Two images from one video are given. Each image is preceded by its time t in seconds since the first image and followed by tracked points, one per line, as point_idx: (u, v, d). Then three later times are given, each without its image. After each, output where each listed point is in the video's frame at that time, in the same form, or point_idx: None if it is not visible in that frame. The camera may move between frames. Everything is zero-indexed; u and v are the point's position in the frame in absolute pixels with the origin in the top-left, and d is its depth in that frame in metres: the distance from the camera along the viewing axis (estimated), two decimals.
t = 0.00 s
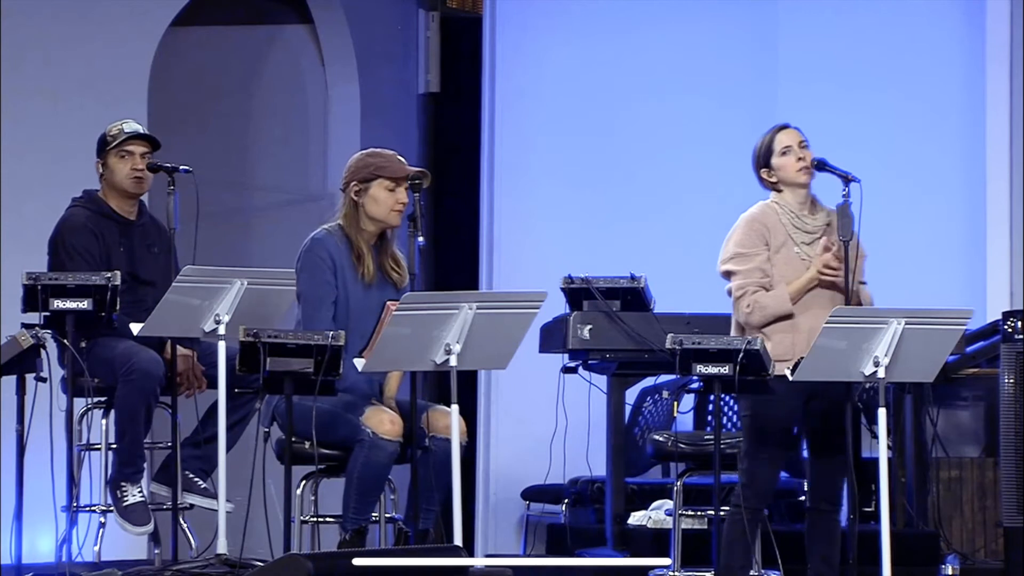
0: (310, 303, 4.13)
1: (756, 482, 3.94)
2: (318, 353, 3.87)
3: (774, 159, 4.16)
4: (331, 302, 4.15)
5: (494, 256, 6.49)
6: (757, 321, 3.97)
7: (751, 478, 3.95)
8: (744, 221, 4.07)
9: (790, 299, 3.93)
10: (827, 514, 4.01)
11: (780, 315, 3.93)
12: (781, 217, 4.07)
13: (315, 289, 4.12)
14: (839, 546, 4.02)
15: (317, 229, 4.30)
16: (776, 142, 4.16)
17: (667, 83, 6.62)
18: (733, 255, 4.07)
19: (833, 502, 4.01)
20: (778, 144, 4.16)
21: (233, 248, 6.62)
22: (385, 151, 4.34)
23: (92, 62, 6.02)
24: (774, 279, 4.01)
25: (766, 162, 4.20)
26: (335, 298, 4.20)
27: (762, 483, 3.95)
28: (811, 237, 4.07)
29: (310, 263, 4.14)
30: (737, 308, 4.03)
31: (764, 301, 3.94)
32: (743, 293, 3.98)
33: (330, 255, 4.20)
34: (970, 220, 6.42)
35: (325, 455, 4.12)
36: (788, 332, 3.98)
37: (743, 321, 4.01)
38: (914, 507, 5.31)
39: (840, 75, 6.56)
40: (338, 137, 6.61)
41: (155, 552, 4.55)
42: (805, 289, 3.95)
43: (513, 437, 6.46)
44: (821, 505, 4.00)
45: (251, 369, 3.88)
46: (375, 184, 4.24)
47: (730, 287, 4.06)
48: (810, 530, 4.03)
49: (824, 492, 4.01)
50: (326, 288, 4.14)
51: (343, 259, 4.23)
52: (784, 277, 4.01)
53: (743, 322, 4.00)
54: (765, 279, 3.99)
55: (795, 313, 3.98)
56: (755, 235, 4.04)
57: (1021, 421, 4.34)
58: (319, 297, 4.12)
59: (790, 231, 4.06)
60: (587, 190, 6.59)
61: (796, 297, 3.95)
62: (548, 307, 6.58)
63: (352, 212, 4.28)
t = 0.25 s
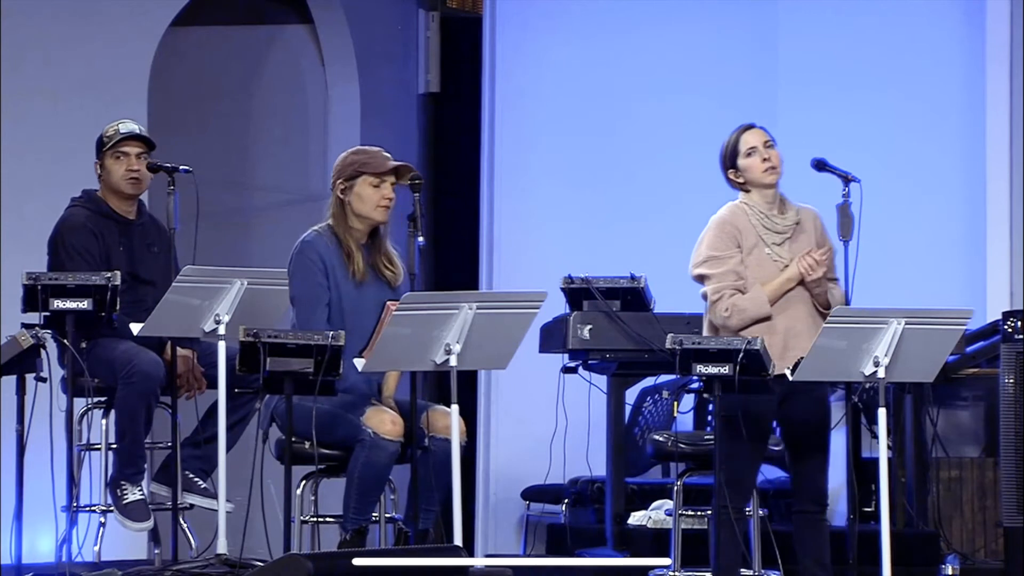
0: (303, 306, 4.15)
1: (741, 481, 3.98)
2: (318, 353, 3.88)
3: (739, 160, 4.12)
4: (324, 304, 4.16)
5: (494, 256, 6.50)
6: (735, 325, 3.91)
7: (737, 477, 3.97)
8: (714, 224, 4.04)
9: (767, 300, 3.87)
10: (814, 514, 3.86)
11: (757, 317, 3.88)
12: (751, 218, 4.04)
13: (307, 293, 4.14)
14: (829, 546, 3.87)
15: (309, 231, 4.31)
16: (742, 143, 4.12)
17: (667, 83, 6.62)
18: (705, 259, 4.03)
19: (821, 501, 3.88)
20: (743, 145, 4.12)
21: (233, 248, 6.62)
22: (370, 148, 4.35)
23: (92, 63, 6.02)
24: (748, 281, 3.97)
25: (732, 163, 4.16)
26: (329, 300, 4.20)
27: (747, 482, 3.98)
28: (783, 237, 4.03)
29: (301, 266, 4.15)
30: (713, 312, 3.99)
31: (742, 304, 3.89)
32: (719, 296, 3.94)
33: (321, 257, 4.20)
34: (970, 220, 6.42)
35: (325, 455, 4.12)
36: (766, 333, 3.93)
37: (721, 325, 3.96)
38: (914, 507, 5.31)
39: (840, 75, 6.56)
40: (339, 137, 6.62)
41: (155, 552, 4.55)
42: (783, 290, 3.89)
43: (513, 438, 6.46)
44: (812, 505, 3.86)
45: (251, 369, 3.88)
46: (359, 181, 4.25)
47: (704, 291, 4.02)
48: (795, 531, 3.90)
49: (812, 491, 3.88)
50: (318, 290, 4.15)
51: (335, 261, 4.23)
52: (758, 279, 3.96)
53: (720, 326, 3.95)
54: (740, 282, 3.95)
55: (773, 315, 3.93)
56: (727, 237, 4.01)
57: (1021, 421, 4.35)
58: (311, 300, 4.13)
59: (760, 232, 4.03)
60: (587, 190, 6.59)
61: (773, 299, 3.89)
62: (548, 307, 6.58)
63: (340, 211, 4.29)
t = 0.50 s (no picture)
0: (293, 311, 4.13)
1: (730, 483, 3.93)
2: (318, 353, 3.88)
3: (715, 163, 4.10)
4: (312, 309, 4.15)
5: (494, 256, 6.49)
6: (719, 327, 3.87)
7: (727, 479, 3.93)
8: (692, 227, 3.99)
9: (750, 302, 3.84)
10: (805, 514, 3.81)
11: (742, 319, 3.84)
12: (728, 220, 4.00)
13: (294, 298, 4.13)
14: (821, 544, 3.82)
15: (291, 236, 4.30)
16: (717, 146, 4.10)
17: (666, 82, 6.62)
18: (684, 261, 3.97)
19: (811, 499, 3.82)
20: (718, 147, 4.09)
21: (233, 248, 6.61)
22: (343, 148, 4.37)
23: (91, 63, 6.01)
24: (729, 283, 3.94)
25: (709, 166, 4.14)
26: (317, 304, 4.20)
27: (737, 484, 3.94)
28: (761, 237, 3.99)
29: (286, 273, 4.14)
30: (695, 315, 3.94)
31: (726, 307, 3.85)
32: (702, 299, 3.90)
33: (305, 262, 4.19)
34: (970, 220, 6.42)
35: (325, 455, 4.12)
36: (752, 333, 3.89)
37: (704, 327, 3.91)
38: (914, 506, 5.31)
39: (840, 75, 6.56)
40: (339, 136, 6.64)
41: (155, 552, 4.55)
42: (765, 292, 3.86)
43: (513, 438, 6.46)
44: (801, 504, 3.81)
45: (251, 369, 3.87)
46: (337, 181, 4.25)
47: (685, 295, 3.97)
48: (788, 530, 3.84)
49: (801, 489, 3.82)
50: (305, 296, 4.15)
51: (320, 265, 4.23)
52: (739, 281, 3.94)
53: (703, 329, 3.92)
54: (721, 284, 3.92)
55: (756, 316, 3.90)
56: (705, 240, 3.96)
57: (1021, 422, 4.35)
58: (299, 305, 4.13)
59: (738, 233, 3.99)
60: (587, 190, 6.59)
61: (756, 300, 3.86)
62: (548, 307, 6.58)
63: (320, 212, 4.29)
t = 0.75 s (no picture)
0: (283, 317, 4.13)
1: (728, 483, 3.91)
2: (318, 353, 3.88)
3: (703, 163, 4.06)
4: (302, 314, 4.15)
5: (494, 256, 6.50)
6: (711, 329, 3.85)
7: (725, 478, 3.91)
8: (682, 230, 3.97)
9: (741, 302, 3.81)
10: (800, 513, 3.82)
11: (734, 320, 3.81)
12: (718, 221, 3.97)
13: (283, 304, 4.12)
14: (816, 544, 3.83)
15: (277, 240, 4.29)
16: (705, 146, 4.06)
17: (666, 82, 6.62)
18: (675, 264, 3.95)
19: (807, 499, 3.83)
20: (706, 147, 4.06)
21: (233, 248, 6.61)
22: (326, 148, 4.34)
23: (91, 63, 6.01)
24: (720, 285, 3.91)
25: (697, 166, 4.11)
26: (307, 308, 4.20)
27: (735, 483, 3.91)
28: (751, 237, 3.97)
29: (273, 280, 4.13)
30: (687, 317, 3.92)
31: (717, 308, 3.83)
32: (693, 301, 3.87)
33: (292, 267, 4.18)
34: (970, 220, 6.42)
35: (325, 455, 4.12)
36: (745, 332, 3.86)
37: (696, 329, 3.89)
38: (914, 506, 5.31)
39: (840, 75, 6.56)
40: (339, 136, 6.63)
41: (155, 552, 4.55)
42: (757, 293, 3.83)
43: (513, 438, 6.46)
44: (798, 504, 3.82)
45: (251, 369, 3.88)
46: (321, 183, 4.23)
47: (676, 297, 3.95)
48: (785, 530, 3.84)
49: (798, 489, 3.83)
50: (294, 302, 4.15)
51: (307, 268, 4.22)
52: (729, 282, 3.92)
53: (695, 331, 3.89)
54: (712, 286, 3.89)
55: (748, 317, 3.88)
56: (695, 242, 3.94)
57: (1021, 421, 4.35)
58: (289, 310, 4.12)
59: (728, 234, 3.96)
60: (587, 190, 6.59)
61: (748, 301, 3.83)
62: (549, 307, 6.58)
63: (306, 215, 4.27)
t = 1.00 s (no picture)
0: (282, 319, 4.13)
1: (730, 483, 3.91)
2: (318, 353, 3.88)
3: (706, 163, 4.06)
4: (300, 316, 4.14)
5: (494, 256, 6.50)
6: (713, 329, 3.85)
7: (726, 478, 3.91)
8: (684, 229, 3.96)
9: (744, 302, 3.81)
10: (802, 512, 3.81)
11: (735, 320, 3.81)
12: (720, 220, 3.97)
13: (283, 306, 4.12)
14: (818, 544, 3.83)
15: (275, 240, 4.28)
16: (707, 146, 4.06)
17: (666, 83, 6.62)
18: (677, 263, 3.94)
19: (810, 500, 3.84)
20: (708, 147, 4.06)
21: (233, 249, 6.60)
22: (325, 149, 4.34)
23: (91, 63, 6.01)
24: (722, 285, 3.91)
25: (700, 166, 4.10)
26: (306, 310, 4.19)
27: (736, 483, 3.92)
28: (753, 237, 3.97)
29: (272, 282, 4.12)
30: (689, 317, 3.91)
31: (719, 308, 3.82)
32: (695, 301, 3.87)
33: (290, 268, 4.17)
34: (970, 220, 6.42)
35: (325, 455, 4.12)
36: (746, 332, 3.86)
37: (698, 328, 3.89)
38: (914, 506, 5.31)
39: (840, 75, 6.56)
40: (339, 136, 6.63)
41: (155, 552, 4.55)
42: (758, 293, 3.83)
43: (513, 438, 6.46)
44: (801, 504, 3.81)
45: (251, 369, 3.88)
46: (322, 183, 4.23)
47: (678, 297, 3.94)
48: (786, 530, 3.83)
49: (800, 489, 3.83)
50: (293, 304, 4.14)
51: (306, 269, 4.21)
52: (731, 282, 3.91)
53: (697, 331, 3.89)
54: (714, 286, 3.89)
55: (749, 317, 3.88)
56: (697, 242, 3.93)
57: (1021, 421, 4.35)
58: (288, 311, 4.12)
59: (730, 234, 3.96)
60: (587, 191, 6.59)
61: (749, 301, 3.83)
62: (549, 307, 6.58)
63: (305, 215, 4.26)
